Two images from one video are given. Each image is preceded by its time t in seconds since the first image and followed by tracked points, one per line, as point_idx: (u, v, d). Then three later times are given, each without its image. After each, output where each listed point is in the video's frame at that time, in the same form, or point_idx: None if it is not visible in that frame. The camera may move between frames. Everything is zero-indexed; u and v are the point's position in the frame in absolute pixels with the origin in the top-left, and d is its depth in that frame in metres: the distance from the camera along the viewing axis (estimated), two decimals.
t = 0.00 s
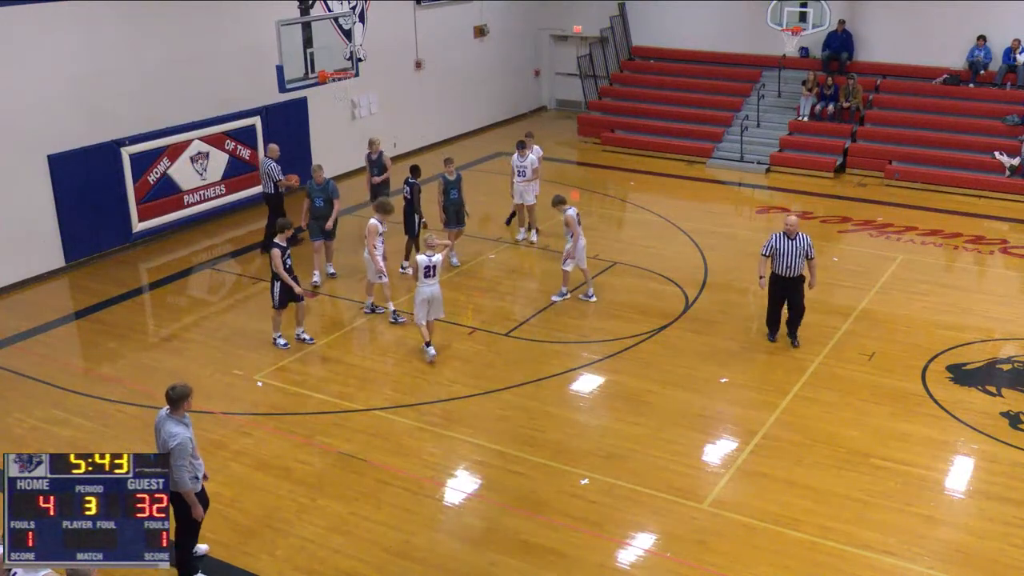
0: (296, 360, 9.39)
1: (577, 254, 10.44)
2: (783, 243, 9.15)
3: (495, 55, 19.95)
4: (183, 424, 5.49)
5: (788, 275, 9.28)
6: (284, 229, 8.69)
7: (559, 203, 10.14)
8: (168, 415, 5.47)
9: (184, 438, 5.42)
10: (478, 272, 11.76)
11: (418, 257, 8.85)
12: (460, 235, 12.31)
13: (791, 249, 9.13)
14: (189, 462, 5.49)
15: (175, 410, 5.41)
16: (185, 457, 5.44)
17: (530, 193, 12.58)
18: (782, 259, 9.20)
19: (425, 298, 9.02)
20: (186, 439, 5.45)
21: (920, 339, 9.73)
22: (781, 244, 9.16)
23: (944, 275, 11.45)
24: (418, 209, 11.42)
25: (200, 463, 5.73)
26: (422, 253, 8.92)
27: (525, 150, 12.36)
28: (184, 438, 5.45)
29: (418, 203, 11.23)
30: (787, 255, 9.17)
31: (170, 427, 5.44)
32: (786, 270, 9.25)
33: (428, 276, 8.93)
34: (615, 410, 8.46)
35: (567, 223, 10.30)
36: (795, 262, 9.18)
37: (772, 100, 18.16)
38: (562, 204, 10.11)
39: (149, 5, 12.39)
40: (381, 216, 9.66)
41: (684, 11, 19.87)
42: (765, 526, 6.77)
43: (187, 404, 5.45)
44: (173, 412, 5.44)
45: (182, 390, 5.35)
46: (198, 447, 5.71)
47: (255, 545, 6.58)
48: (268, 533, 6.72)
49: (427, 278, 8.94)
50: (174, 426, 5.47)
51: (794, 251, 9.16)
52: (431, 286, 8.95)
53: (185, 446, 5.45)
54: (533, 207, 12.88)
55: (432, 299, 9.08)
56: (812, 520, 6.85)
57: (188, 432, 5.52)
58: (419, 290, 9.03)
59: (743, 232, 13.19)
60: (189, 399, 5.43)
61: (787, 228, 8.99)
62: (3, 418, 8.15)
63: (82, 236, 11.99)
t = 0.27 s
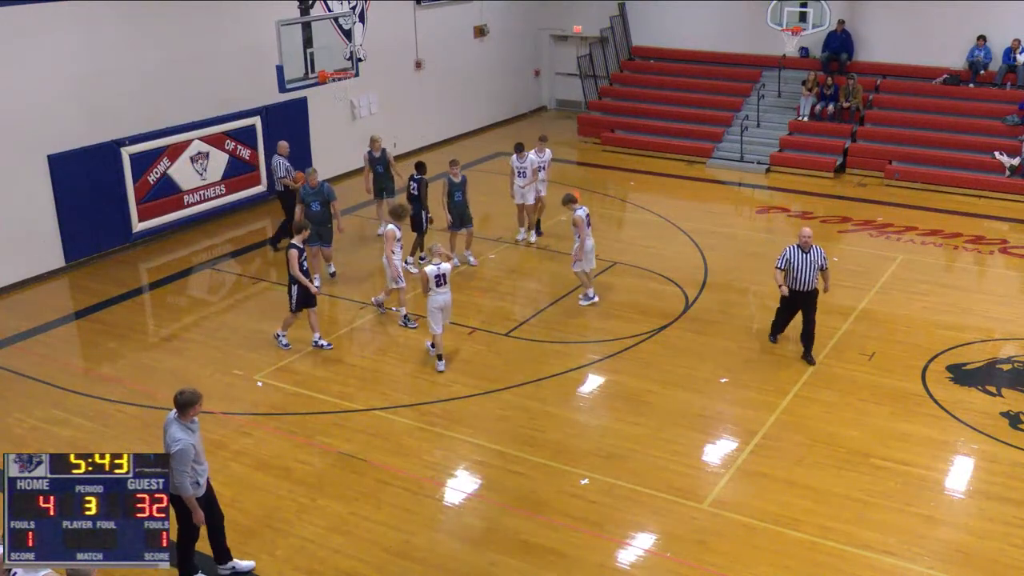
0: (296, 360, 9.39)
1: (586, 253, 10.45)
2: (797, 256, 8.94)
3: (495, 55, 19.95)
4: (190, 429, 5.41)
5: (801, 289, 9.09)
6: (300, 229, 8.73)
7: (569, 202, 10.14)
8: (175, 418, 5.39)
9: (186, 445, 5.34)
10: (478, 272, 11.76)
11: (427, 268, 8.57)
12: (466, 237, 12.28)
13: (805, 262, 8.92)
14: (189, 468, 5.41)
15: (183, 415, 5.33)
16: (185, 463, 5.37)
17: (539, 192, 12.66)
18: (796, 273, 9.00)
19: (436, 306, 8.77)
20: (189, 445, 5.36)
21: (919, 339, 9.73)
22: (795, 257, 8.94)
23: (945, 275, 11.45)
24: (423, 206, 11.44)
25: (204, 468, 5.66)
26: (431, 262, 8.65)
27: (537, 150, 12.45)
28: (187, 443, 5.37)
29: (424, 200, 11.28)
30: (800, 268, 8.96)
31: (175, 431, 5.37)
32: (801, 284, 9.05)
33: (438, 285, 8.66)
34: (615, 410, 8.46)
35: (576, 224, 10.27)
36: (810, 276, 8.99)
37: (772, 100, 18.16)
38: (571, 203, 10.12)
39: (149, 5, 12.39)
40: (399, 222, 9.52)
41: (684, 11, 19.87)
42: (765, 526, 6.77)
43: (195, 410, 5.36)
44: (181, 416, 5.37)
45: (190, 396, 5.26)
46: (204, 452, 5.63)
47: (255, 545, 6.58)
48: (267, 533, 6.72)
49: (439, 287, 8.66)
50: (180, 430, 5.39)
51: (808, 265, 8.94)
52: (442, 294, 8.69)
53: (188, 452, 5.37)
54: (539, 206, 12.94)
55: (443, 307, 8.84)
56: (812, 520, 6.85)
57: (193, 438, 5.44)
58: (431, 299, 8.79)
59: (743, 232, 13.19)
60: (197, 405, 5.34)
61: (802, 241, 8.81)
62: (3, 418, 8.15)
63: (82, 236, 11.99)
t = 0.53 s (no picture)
0: (296, 360, 9.39)
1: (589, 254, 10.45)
2: (808, 262, 8.66)
3: (495, 55, 19.95)
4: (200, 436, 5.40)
5: (813, 296, 8.77)
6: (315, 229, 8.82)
7: (571, 206, 10.11)
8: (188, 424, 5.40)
9: (192, 450, 5.32)
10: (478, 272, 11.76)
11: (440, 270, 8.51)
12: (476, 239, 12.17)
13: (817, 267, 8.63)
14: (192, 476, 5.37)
15: (194, 420, 5.33)
16: (188, 471, 5.34)
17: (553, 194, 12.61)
18: (807, 278, 8.71)
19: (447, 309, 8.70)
20: (194, 451, 5.33)
21: (919, 339, 9.73)
22: (805, 263, 8.67)
23: (945, 275, 11.45)
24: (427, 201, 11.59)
25: (212, 480, 5.62)
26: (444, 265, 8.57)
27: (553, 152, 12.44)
28: (194, 450, 5.35)
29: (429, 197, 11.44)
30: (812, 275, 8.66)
31: (185, 435, 5.37)
32: (812, 290, 8.74)
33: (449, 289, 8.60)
34: (615, 410, 8.46)
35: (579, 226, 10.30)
36: (822, 282, 8.67)
37: (772, 100, 18.16)
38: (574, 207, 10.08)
39: (149, 5, 12.39)
40: (415, 224, 9.40)
41: (684, 11, 19.87)
42: (764, 526, 6.78)
43: (206, 418, 5.35)
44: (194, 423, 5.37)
45: (201, 402, 5.27)
46: (213, 463, 5.60)
47: (255, 545, 6.58)
48: (267, 533, 6.72)
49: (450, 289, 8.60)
50: (191, 436, 5.40)
51: (819, 271, 8.65)
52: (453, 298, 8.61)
53: (193, 458, 5.35)
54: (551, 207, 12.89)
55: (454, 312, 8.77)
56: (812, 520, 6.85)
57: (202, 446, 5.42)
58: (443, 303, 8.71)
59: (743, 232, 13.19)
60: (208, 413, 5.33)
61: (813, 246, 8.53)
62: (3, 418, 8.15)
63: (82, 236, 11.98)
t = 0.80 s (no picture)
0: (296, 360, 9.39)
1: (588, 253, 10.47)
2: (814, 276, 8.51)
3: (495, 55, 19.95)
4: (216, 439, 5.27)
5: (822, 311, 8.62)
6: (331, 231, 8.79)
7: (573, 208, 10.13)
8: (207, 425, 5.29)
9: (203, 451, 5.20)
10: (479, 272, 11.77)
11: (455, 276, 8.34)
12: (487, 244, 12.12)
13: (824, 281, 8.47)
14: (201, 477, 5.24)
15: (211, 421, 5.21)
16: (196, 472, 5.21)
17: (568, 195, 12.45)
18: (814, 293, 8.56)
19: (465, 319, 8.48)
20: (204, 453, 5.20)
21: (919, 339, 9.72)
22: (812, 277, 8.52)
23: (945, 275, 11.45)
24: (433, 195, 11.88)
25: (224, 486, 5.47)
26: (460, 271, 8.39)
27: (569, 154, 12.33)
28: (206, 450, 5.22)
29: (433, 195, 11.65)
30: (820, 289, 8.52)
31: (202, 435, 5.26)
32: (821, 305, 8.59)
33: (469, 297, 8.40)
34: (615, 410, 8.46)
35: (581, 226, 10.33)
36: (830, 296, 8.51)
37: (772, 100, 18.16)
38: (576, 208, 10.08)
39: (149, 5, 12.40)
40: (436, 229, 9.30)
41: (684, 11, 19.87)
42: (764, 526, 6.78)
43: (223, 421, 5.21)
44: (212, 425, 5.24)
45: (218, 403, 5.15)
46: (228, 470, 5.45)
47: (255, 545, 6.58)
48: (267, 533, 6.72)
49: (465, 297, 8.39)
50: (207, 437, 5.27)
51: (828, 285, 8.49)
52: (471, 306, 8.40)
53: (204, 459, 5.21)
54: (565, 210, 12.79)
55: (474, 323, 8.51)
56: (812, 520, 6.86)
57: (216, 449, 5.28)
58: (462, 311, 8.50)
59: (743, 232, 13.19)
60: (224, 416, 5.19)
61: (818, 259, 8.36)
62: (3, 418, 8.15)
63: (82, 236, 11.98)
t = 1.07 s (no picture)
0: (296, 360, 9.39)
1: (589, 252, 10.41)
2: (823, 282, 8.10)
3: (495, 55, 19.95)
4: (225, 444, 5.23)
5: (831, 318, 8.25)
6: (346, 232, 8.91)
7: (574, 205, 10.11)
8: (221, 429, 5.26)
9: (208, 454, 5.16)
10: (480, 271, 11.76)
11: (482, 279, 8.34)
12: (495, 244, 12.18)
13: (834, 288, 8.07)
14: (204, 481, 5.20)
15: (223, 425, 5.17)
16: (200, 474, 5.18)
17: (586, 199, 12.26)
18: (823, 300, 8.17)
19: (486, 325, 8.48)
20: (210, 455, 5.17)
21: (919, 339, 9.72)
22: (822, 284, 8.10)
23: (945, 275, 11.45)
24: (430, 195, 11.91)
25: (233, 494, 5.39)
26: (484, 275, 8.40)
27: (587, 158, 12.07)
28: (212, 453, 5.18)
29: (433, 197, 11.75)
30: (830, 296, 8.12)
31: (213, 438, 5.24)
32: (829, 313, 8.21)
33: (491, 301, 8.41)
34: (615, 410, 8.46)
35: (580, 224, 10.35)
36: (839, 304, 8.13)
37: (772, 100, 18.16)
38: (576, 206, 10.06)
39: (149, 5, 12.39)
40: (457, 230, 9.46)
41: (684, 11, 19.87)
42: (764, 526, 6.78)
43: (235, 427, 5.17)
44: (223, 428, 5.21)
45: (229, 408, 5.11)
46: (238, 479, 5.37)
47: (255, 545, 6.59)
48: (267, 533, 6.72)
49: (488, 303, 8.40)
50: (217, 440, 5.24)
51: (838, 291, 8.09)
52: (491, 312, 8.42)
53: (209, 462, 5.18)
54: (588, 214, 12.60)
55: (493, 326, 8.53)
56: (812, 520, 6.86)
57: (223, 454, 5.23)
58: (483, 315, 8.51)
59: (743, 232, 13.19)
60: (235, 423, 5.14)
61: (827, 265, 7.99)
62: (3, 418, 8.15)
63: (82, 236, 11.98)
